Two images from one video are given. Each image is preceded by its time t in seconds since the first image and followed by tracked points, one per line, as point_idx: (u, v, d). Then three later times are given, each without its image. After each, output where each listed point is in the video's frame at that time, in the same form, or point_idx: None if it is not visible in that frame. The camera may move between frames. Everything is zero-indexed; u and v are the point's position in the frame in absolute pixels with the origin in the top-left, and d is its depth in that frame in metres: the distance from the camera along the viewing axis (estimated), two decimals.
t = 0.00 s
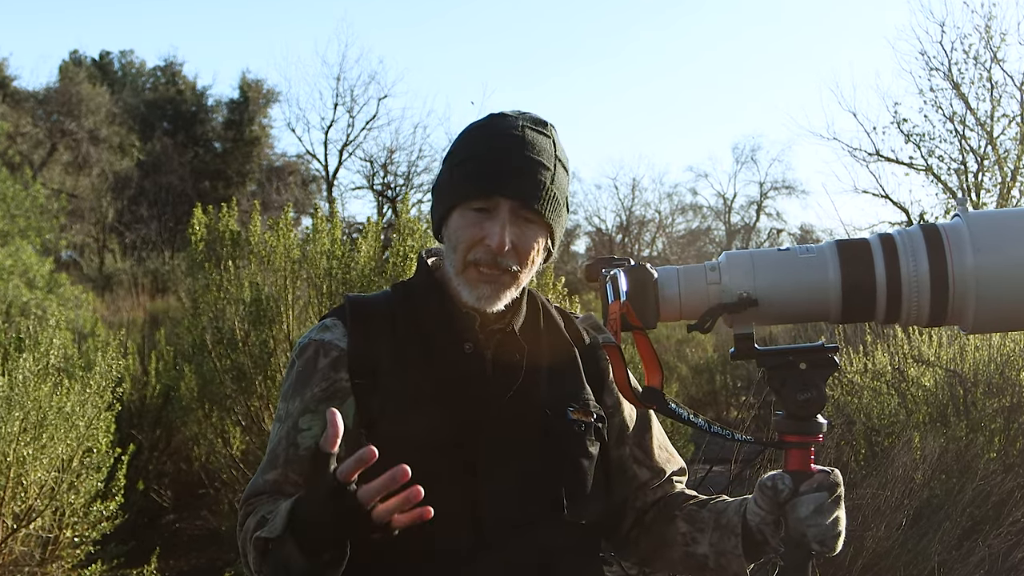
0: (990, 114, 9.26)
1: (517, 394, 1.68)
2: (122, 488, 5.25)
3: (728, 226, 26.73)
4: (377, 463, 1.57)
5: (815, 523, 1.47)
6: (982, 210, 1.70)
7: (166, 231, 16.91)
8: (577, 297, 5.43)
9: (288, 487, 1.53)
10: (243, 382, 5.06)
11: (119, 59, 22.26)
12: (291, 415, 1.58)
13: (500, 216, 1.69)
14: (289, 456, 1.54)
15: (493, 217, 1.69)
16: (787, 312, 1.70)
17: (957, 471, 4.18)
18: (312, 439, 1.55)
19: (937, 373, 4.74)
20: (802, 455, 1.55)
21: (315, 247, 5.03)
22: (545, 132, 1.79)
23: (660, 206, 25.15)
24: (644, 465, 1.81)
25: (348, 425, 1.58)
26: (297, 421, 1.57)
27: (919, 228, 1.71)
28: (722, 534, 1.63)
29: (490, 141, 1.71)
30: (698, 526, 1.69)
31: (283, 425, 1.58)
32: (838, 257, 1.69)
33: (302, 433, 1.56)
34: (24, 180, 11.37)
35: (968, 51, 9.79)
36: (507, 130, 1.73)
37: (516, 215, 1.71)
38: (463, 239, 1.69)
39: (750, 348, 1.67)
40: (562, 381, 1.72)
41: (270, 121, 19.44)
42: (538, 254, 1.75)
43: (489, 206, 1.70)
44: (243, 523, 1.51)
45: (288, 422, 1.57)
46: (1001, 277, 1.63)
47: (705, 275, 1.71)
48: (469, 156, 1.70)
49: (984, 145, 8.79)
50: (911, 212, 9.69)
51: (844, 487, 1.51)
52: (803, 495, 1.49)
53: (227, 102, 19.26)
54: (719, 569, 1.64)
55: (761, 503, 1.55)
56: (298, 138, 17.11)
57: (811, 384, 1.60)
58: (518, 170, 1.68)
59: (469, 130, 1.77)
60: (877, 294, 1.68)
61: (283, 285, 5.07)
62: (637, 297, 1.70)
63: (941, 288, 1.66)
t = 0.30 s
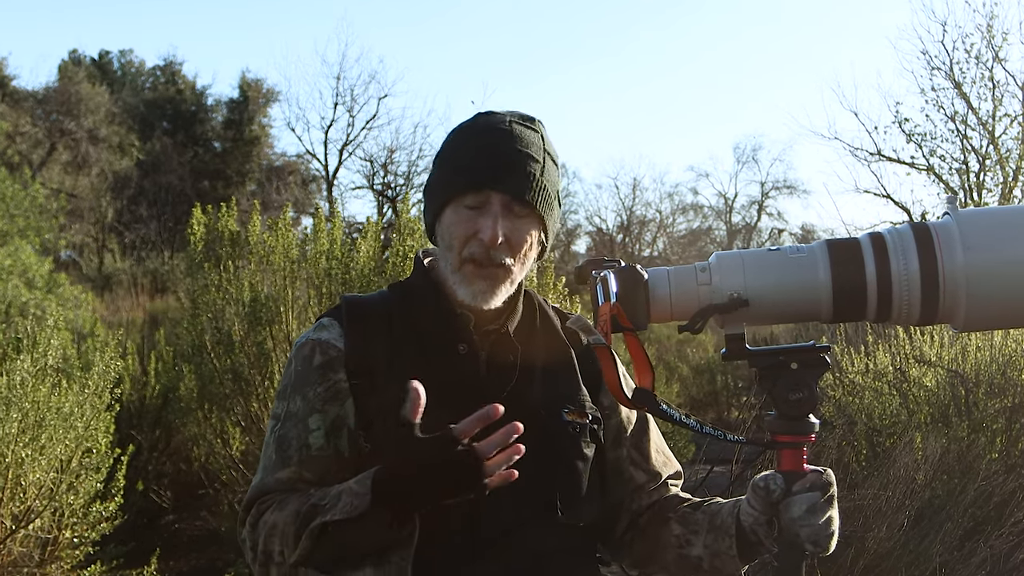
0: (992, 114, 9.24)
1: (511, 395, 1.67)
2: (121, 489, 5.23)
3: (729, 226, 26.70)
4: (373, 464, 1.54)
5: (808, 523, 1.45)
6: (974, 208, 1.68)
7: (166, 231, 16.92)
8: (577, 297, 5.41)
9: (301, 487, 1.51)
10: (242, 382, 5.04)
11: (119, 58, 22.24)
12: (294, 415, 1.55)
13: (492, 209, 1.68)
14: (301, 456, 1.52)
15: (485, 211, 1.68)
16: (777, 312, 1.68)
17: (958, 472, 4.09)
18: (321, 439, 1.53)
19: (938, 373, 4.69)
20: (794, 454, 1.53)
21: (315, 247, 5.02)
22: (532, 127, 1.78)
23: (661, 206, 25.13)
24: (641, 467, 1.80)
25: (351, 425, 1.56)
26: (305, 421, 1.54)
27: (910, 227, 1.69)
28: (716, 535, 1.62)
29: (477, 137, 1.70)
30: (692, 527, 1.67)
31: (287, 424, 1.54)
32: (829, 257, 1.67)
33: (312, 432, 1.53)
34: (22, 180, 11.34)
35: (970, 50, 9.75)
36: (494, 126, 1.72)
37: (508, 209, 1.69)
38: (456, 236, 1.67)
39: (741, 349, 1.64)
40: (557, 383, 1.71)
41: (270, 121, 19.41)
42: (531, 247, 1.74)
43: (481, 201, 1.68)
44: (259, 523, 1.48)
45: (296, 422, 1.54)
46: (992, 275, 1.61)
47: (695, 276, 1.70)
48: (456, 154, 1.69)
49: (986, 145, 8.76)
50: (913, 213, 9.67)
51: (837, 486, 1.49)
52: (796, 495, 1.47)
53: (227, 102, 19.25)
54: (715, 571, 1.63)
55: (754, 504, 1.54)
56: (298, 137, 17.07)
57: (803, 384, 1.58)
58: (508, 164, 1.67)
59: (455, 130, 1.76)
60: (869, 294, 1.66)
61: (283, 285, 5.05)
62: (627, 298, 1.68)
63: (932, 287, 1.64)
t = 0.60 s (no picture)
0: (993, 114, 9.22)
1: (513, 397, 1.66)
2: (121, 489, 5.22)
3: (730, 226, 26.69)
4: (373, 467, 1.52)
5: (809, 523, 1.43)
6: (975, 208, 1.67)
7: (165, 231, 16.93)
8: (578, 297, 5.40)
9: (303, 492, 1.50)
10: (242, 383, 5.03)
11: (118, 58, 22.23)
12: (295, 419, 1.54)
13: (494, 205, 1.67)
14: (303, 460, 1.51)
15: (487, 208, 1.67)
16: (778, 312, 1.67)
17: (960, 472, 4.08)
18: (322, 443, 1.53)
19: (940, 373, 4.67)
20: (795, 455, 1.52)
21: (315, 247, 5.00)
22: (523, 121, 1.78)
23: (661, 206, 25.12)
24: (640, 467, 1.79)
25: (353, 429, 1.55)
26: (306, 425, 1.53)
27: (911, 227, 1.68)
28: (717, 535, 1.61)
29: (471, 134, 1.70)
30: (692, 527, 1.66)
31: (288, 429, 1.53)
32: (830, 257, 1.66)
33: (313, 437, 1.52)
34: (20, 180, 11.32)
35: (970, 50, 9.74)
36: (486, 121, 1.72)
37: (509, 204, 1.69)
38: (459, 234, 1.67)
39: (742, 349, 1.63)
40: (558, 386, 1.69)
41: (270, 121, 19.39)
42: (533, 240, 1.74)
43: (481, 198, 1.68)
44: (260, 528, 1.49)
45: (296, 426, 1.53)
46: (994, 274, 1.60)
47: (696, 276, 1.69)
48: (452, 152, 1.69)
49: (986, 145, 8.75)
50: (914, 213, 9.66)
51: (839, 486, 1.48)
52: (797, 496, 1.46)
53: (227, 102, 19.23)
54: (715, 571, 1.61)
55: (755, 504, 1.53)
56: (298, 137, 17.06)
57: (804, 384, 1.56)
58: (505, 158, 1.66)
59: (447, 127, 1.76)
60: (870, 294, 1.65)
61: (282, 285, 5.04)
62: (627, 299, 1.67)
63: (933, 287, 1.63)
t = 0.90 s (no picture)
0: (993, 114, 9.22)
1: (511, 397, 1.66)
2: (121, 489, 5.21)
3: (730, 226, 26.68)
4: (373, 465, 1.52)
5: (811, 524, 1.43)
6: (978, 208, 1.67)
7: (165, 231, 16.92)
8: (578, 297, 5.39)
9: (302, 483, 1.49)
10: (243, 382, 5.03)
11: (118, 58, 22.22)
12: (292, 414, 1.52)
13: (486, 215, 1.67)
14: (303, 452, 1.50)
15: (479, 218, 1.67)
16: (780, 313, 1.67)
17: (960, 472, 4.07)
18: (320, 437, 1.51)
19: (940, 373, 4.66)
20: (798, 456, 1.51)
21: (315, 247, 5.00)
22: (523, 126, 1.76)
23: (661, 206, 25.13)
24: (640, 466, 1.78)
25: (350, 427, 1.53)
26: (306, 419, 1.51)
27: (914, 227, 1.67)
28: (718, 536, 1.60)
29: (467, 141, 1.69)
30: (693, 527, 1.65)
31: (286, 423, 1.52)
32: (832, 256, 1.66)
33: (312, 431, 1.50)
34: (19, 180, 11.29)
35: (970, 50, 9.72)
36: (485, 127, 1.71)
37: (502, 214, 1.69)
38: (451, 243, 1.66)
39: (744, 349, 1.62)
40: (557, 386, 1.69)
41: (270, 120, 19.38)
42: (527, 251, 1.73)
43: (474, 206, 1.68)
44: (256, 512, 1.47)
45: (295, 420, 1.51)
46: (996, 275, 1.59)
47: (698, 276, 1.68)
48: (449, 157, 1.68)
49: (986, 145, 8.74)
50: (914, 212, 9.66)
51: (841, 488, 1.47)
52: (799, 496, 1.45)
53: (227, 102, 19.22)
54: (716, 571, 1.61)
55: (757, 504, 1.52)
56: (298, 137, 17.05)
57: (806, 384, 1.56)
58: (499, 169, 1.66)
59: (447, 130, 1.75)
60: (872, 294, 1.64)
61: (283, 285, 5.03)
62: (630, 298, 1.66)
63: (935, 287, 1.62)
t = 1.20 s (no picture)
0: (993, 114, 9.22)
1: (507, 398, 1.66)
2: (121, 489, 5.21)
3: (730, 226, 26.67)
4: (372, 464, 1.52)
5: (810, 523, 1.43)
6: (975, 208, 1.67)
7: (165, 231, 16.92)
8: (577, 297, 5.39)
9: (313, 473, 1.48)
10: (242, 382, 5.03)
11: (117, 57, 22.22)
12: (294, 406, 1.51)
13: (482, 223, 1.67)
14: (311, 444, 1.49)
15: (475, 226, 1.67)
16: (778, 313, 1.67)
17: (960, 472, 4.07)
18: (326, 431, 1.51)
19: (940, 373, 4.66)
20: (796, 456, 1.51)
21: (315, 247, 5.00)
22: (516, 129, 1.76)
23: (662, 206, 25.13)
24: (639, 466, 1.78)
25: (348, 426, 1.54)
26: (311, 413, 1.51)
27: (912, 227, 1.67)
28: (716, 536, 1.60)
29: (461, 146, 1.69)
30: (692, 527, 1.65)
31: (291, 414, 1.51)
32: (830, 257, 1.66)
33: (319, 424, 1.51)
34: (19, 181, 11.28)
35: (970, 50, 9.72)
36: (478, 132, 1.71)
37: (497, 221, 1.69)
38: (448, 251, 1.66)
39: (742, 349, 1.62)
40: (555, 386, 1.68)
41: (270, 121, 19.39)
42: (523, 256, 1.73)
43: (470, 213, 1.68)
44: (268, 498, 1.44)
45: (299, 412, 1.51)
46: (995, 274, 1.59)
47: (696, 276, 1.68)
48: (444, 163, 1.68)
49: (987, 145, 8.73)
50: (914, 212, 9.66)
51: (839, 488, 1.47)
52: (797, 497, 1.45)
53: (227, 102, 19.22)
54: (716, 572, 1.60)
55: (755, 504, 1.52)
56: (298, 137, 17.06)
57: (805, 384, 1.56)
58: (495, 175, 1.66)
59: (440, 135, 1.75)
60: (870, 294, 1.64)
61: (283, 285, 5.03)
62: (627, 298, 1.66)
63: (934, 287, 1.62)
